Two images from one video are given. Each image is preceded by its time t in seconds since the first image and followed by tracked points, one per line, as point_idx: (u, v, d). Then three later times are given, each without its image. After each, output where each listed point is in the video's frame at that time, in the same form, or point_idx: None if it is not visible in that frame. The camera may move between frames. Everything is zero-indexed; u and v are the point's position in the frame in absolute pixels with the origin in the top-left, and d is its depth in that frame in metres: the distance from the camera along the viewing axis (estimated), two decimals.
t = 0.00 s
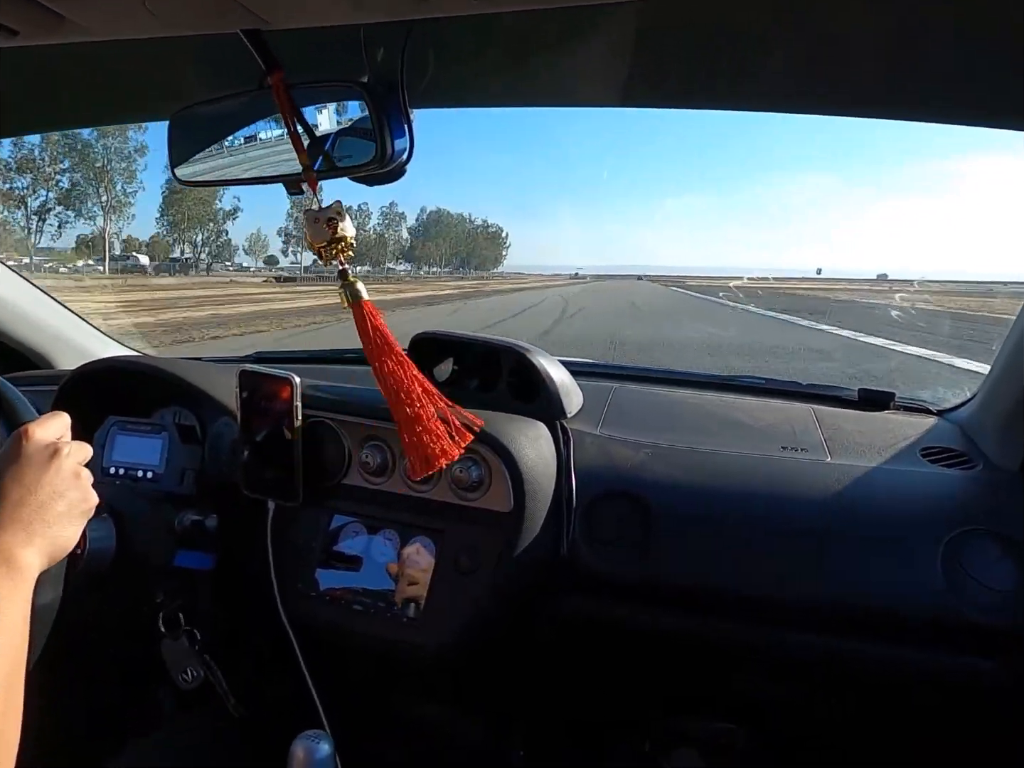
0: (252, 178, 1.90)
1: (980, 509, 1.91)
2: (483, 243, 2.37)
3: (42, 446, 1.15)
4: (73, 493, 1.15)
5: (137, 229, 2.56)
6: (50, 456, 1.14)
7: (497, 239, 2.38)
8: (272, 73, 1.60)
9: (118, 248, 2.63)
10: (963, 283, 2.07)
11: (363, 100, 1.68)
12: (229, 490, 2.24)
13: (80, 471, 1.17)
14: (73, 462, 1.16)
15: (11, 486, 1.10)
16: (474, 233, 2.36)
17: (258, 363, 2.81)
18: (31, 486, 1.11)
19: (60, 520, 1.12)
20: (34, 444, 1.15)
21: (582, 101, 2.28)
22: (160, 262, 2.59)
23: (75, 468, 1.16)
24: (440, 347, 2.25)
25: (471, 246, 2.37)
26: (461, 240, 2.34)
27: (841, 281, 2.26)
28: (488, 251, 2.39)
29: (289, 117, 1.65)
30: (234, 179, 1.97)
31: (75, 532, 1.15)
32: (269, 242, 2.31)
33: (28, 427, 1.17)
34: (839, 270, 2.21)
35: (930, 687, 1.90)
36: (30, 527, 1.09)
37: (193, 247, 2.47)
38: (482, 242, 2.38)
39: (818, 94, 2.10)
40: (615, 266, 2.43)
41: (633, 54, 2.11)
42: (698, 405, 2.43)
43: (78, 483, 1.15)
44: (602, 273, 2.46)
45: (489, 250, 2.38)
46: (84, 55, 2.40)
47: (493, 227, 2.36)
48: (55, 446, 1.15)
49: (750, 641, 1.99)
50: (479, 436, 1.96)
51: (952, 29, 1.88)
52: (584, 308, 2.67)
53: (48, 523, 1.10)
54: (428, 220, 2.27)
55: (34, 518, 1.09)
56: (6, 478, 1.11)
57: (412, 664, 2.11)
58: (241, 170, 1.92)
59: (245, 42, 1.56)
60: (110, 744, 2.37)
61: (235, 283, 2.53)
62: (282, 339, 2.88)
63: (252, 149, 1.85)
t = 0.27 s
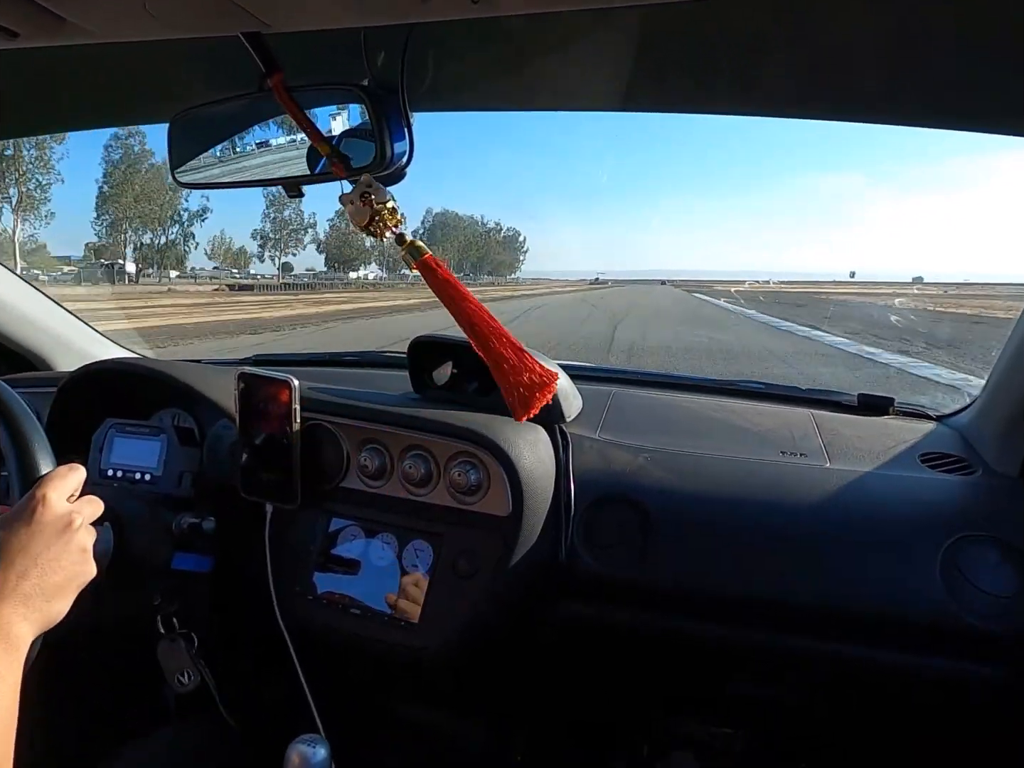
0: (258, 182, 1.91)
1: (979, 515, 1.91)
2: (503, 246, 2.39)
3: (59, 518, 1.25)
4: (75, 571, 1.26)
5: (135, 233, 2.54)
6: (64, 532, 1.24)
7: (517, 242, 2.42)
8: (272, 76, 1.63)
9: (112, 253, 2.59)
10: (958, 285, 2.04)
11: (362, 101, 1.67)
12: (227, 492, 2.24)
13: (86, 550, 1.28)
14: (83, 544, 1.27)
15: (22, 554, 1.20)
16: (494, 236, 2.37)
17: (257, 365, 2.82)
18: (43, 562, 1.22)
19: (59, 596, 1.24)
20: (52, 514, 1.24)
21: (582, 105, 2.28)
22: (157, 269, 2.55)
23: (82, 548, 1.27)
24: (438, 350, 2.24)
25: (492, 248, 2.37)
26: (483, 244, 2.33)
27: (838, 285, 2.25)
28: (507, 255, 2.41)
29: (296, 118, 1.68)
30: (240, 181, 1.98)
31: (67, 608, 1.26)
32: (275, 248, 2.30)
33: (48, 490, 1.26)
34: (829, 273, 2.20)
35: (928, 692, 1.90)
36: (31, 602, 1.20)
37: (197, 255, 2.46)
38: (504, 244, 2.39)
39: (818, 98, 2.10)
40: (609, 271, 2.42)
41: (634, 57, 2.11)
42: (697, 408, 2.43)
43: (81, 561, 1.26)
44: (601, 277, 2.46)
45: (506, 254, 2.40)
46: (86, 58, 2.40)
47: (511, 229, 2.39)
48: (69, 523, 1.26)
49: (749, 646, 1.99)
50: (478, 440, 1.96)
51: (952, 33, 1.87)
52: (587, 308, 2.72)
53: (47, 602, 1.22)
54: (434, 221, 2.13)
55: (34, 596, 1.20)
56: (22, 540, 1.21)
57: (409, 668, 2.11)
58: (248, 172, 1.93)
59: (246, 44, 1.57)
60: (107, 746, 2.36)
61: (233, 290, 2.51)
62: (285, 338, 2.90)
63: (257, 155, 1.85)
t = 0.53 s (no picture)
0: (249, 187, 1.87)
1: (982, 516, 1.91)
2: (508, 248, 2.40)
3: (57, 566, 1.24)
4: (67, 617, 1.26)
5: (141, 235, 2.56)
6: (61, 578, 1.24)
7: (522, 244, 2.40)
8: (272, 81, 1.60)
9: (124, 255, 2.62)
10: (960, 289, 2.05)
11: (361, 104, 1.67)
12: (228, 496, 2.23)
13: (77, 596, 1.28)
14: (76, 590, 1.27)
15: (18, 599, 1.20)
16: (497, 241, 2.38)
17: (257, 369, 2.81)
18: (36, 610, 1.21)
19: (47, 643, 1.24)
20: (51, 559, 1.24)
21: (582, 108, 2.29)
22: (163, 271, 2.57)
23: (75, 593, 1.27)
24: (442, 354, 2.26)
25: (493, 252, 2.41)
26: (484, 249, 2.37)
27: (840, 287, 2.28)
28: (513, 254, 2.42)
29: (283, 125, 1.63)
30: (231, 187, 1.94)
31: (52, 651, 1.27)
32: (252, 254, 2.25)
33: (49, 532, 1.25)
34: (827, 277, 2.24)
35: (931, 694, 1.89)
36: (19, 647, 1.20)
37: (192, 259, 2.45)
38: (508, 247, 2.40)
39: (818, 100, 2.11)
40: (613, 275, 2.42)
41: (634, 59, 2.11)
42: (698, 411, 2.42)
43: (74, 608, 1.27)
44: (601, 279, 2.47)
45: (509, 255, 2.43)
46: (87, 62, 2.41)
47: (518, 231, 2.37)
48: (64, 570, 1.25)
49: (752, 649, 1.99)
50: (479, 443, 1.96)
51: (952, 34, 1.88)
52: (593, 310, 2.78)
53: (35, 648, 1.23)
54: (427, 219, 2.22)
55: (20, 644, 1.20)
56: (18, 585, 1.20)
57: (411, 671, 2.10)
58: (238, 178, 1.88)
59: (246, 47, 1.56)
60: (108, 750, 2.36)
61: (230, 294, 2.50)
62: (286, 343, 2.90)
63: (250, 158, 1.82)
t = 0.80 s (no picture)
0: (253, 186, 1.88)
1: (981, 514, 1.91)
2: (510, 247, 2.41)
3: (65, 540, 1.39)
4: (74, 590, 1.39)
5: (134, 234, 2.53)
6: (68, 552, 1.39)
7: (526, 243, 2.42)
8: (270, 78, 1.62)
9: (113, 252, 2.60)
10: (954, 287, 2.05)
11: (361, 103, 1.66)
12: (227, 493, 2.23)
13: (83, 574, 1.42)
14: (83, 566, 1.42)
15: (36, 573, 1.33)
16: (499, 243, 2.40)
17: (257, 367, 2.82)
18: (48, 583, 1.34)
19: (57, 619, 1.35)
20: (59, 536, 1.38)
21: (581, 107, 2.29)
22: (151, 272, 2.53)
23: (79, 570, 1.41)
24: (442, 350, 2.26)
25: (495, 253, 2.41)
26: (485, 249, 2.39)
27: (837, 286, 2.26)
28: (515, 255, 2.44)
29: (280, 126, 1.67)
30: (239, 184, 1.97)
31: (59, 631, 1.37)
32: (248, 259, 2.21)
33: (57, 507, 1.42)
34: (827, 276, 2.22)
35: (929, 692, 1.90)
36: (33, 624, 1.30)
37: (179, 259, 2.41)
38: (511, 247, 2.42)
39: (818, 98, 2.11)
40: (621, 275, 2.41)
41: (634, 58, 2.11)
42: (697, 409, 2.43)
43: (81, 583, 1.41)
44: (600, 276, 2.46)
45: (510, 254, 2.43)
46: (88, 60, 2.41)
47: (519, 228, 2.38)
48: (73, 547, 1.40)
49: (750, 647, 1.99)
50: (479, 440, 1.96)
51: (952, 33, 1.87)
52: (592, 307, 2.76)
53: (46, 626, 1.33)
54: (415, 215, 2.24)
55: (35, 620, 1.31)
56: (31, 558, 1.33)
57: (410, 668, 2.11)
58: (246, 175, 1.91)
59: (246, 46, 1.56)
60: (108, 747, 2.36)
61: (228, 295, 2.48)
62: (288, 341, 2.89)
63: (262, 156, 1.84)
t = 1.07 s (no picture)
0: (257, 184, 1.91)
1: (981, 512, 1.91)
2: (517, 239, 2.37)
3: (57, 583, 1.26)
4: (65, 630, 1.29)
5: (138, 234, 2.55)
6: (61, 597, 1.26)
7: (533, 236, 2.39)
8: (269, 77, 1.63)
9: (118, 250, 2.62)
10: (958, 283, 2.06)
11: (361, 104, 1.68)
12: (228, 492, 2.23)
13: (79, 608, 1.31)
14: (78, 604, 1.30)
15: (18, 620, 1.22)
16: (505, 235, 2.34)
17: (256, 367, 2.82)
18: (36, 628, 1.25)
19: (45, 658, 1.29)
20: (51, 580, 1.25)
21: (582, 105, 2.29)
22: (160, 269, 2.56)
23: (73, 605, 1.30)
24: (439, 349, 2.23)
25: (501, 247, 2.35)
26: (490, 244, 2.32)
27: (840, 282, 2.25)
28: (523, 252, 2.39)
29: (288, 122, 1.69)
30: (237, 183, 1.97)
31: (52, 661, 1.32)
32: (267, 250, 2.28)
33: (49, 550, 1.25)
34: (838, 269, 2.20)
35: (930, 690, 1.90)
36: (19, 666, 1.25)
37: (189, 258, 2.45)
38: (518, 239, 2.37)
39: (818, 97, 2.10)
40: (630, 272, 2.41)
41: (634, 56, 2.11)
42: (697, 408, 2.43)
43: (74, 622, 1.31)
44: (599, 275, 2.46)
45: (515, 249, 2.37)
46: (88, 59, 2.42)
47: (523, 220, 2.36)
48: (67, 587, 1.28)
49: (751, 645, 1.99)
50: (478, 439, 1.96)
51: (952, 31, 1.87)
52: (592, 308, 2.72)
53: (34, 664, 1.28)
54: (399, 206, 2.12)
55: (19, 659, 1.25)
56: (18, 601, 1.23)
57: (411, 668, 2.11)
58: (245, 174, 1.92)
59: (246, 43, 1.57)
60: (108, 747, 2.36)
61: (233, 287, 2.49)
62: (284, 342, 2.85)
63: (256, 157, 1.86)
